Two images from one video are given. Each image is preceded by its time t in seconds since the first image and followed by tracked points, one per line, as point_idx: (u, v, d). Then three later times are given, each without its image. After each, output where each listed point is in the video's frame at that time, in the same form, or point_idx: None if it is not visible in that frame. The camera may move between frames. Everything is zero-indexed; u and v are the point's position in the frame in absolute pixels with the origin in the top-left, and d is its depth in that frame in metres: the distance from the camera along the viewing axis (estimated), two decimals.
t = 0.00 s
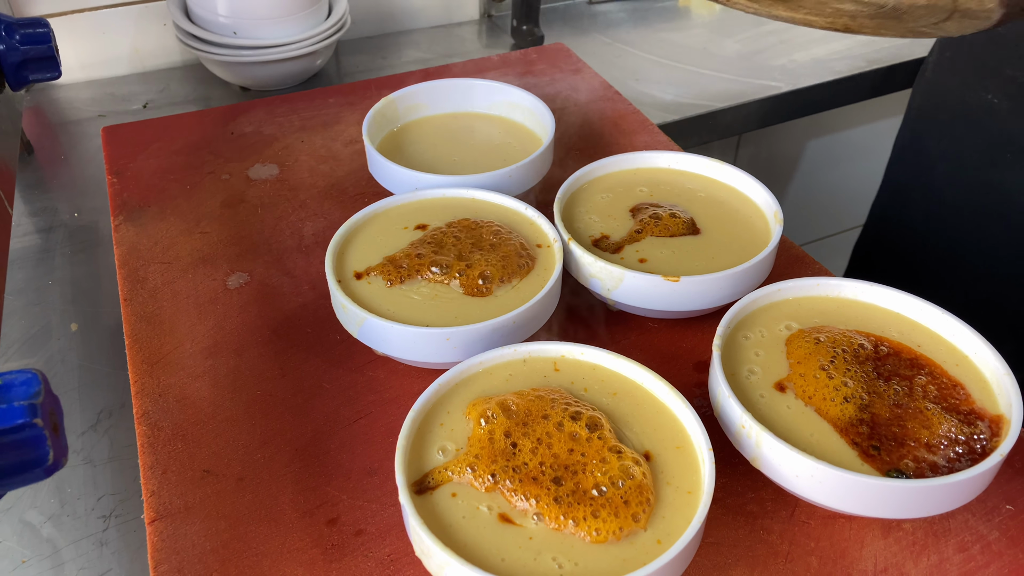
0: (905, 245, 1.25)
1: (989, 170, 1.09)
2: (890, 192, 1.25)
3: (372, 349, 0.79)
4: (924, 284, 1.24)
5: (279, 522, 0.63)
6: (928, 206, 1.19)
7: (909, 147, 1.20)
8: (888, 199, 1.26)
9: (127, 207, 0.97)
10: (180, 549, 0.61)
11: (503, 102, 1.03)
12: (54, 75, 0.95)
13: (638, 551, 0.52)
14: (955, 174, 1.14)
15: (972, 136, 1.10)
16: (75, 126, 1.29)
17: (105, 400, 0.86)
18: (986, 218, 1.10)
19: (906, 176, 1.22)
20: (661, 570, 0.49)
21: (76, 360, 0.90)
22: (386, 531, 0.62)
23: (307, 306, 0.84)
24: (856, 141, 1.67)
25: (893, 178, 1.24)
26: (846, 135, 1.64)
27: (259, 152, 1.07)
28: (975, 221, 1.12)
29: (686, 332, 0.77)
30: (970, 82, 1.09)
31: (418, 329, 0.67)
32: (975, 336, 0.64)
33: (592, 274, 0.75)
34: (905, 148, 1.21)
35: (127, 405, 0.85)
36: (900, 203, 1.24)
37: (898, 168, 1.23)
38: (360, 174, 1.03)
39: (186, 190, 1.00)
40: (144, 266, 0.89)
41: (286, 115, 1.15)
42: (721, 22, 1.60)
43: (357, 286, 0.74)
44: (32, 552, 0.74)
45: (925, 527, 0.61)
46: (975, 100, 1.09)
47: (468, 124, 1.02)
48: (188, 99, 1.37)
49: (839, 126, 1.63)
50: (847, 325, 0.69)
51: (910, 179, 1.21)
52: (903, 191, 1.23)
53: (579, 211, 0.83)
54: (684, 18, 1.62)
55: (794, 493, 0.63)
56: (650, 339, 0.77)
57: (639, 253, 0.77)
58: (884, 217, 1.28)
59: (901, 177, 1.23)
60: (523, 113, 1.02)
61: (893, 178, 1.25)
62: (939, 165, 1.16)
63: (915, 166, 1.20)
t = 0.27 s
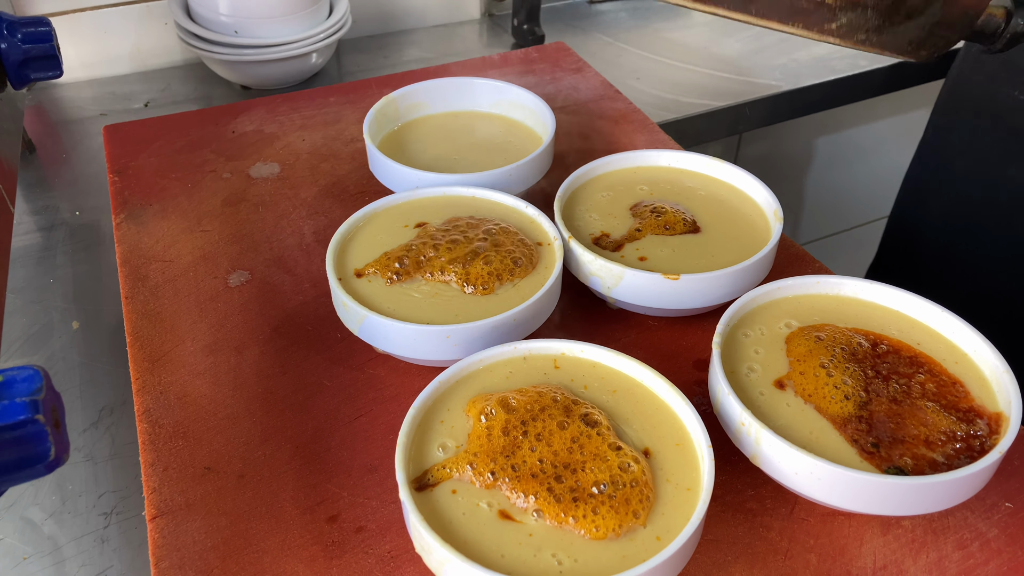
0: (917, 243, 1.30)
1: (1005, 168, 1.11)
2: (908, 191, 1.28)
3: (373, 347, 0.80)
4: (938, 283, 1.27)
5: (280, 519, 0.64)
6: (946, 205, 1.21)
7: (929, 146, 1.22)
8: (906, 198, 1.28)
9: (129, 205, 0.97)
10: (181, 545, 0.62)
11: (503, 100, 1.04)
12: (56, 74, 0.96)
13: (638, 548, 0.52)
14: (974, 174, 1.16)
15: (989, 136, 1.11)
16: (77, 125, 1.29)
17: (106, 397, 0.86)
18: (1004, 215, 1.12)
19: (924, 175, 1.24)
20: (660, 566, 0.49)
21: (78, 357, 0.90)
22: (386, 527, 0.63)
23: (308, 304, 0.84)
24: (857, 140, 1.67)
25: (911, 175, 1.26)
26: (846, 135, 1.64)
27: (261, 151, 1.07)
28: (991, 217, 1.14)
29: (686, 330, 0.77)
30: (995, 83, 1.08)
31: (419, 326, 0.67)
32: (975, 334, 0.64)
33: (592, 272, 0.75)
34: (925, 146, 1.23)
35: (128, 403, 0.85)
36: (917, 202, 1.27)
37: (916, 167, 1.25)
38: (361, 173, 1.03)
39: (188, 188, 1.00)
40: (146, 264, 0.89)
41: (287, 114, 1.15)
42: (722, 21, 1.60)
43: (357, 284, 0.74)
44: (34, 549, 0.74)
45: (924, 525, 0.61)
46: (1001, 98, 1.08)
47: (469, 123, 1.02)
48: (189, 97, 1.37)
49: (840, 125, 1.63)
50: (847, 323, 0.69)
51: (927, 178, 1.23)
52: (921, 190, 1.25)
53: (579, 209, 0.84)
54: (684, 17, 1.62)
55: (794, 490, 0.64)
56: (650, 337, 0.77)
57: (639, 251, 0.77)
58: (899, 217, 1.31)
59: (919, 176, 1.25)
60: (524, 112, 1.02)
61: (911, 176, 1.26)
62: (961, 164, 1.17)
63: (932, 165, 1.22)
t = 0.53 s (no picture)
0: (924, 245, 1.30)
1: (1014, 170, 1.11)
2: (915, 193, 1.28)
3: (376, 348, 0.80)
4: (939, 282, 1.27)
5: (285, 519, 0.64)
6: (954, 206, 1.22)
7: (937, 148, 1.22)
8: (913, 200, 1.29)
9: (133, 207, 0.98)
10: (186, 545, 0.62)
11: (505, 102, 1.04)
12: (60, 76, 0.96)
13: (640, 547, 0.53)
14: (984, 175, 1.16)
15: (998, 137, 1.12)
16: (79, 127, 1.30)
17: (110, 398, 0.87)
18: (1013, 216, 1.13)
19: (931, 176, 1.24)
20: (662, 566, 0.49)
21: (82, 358, 0.91)
22: (390, 527, 0.63)
23: (311, 305, 0.85)
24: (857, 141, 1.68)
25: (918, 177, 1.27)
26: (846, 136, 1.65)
27: (264, 153, 1.08)
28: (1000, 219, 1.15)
29: (687, 331, 0.78)
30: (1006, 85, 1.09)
31: (422, 327, 0.67)
32: (975, 335, 0.65)
33: (594, 274, 0.75)
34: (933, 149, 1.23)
35: (132, 403, 0.86)
36: (925, 204, 1.27)
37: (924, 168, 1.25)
38: (363, 174, 1.04)
39: (191, 190, 1.01)
40: (150, 266, 0.89)
41: (289, 116, 1.16)
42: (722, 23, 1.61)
43: (361, 285, 0.75)
44: (39, 549, 0.75)
45: (925, 524, 0.61)
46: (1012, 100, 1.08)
47: (471, 125, 1.03)
48: (191, 99, 1.37)
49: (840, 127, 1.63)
50: (848, 324, 0.69)
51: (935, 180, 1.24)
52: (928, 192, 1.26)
53: (581, 211, 0.84)
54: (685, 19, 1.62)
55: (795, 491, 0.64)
56: (652, 338, 0.77)
57: (641, 253, 0.78)
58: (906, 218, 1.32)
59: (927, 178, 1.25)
60: (526, 114, 1.02)
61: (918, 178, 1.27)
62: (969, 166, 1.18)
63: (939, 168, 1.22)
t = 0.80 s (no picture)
0: (917, 247, 1.30)
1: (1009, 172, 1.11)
2: (907, 196, 1.28)
3: (381, 348, 0.80)
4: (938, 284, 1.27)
5: (291, 518, 0.64)
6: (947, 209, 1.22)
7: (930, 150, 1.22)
8: (905, 203, 1.29)
9: (137, 207, 0.98)
10: (193, 544, 0.62)
11: (508, 103, 1.04)
12: (66, 77, 0.96)
13: (645, 546, 0.53)
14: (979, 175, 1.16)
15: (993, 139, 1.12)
16: (84, 128, 1.30)
17: (116, 397, 0.87)
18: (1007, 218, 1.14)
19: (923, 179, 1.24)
20: (667, 564, 0.50)
21: (87, 358, 0.91)
22: (396, 526, 0.63)
23: (316, 305, 0.85)
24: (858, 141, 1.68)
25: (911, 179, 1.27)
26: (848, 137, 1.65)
27: (268, 153, 1.08)
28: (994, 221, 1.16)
29: (691, 331, 0.78)
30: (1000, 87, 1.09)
31: (427, 327, 0.67)
32: (978, 335, 0.65)
33: (598, 274, 0.75)
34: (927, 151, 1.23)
35: (138, 403, 0.86)
36: (918, 207, 1.27)
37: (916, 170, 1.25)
38: (368, 175, 1.04)
39: (196, 191, 1.01)
40: (155, 266, 0.90)
41: (293, 116, 1.16)
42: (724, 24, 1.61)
43: (366, 285, 0.75)
44: (45, 547, 0.75)
45: (928, 524, 0.62)
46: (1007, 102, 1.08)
47: (474, 125, 1.03)
48: (195, 100, 1.38)
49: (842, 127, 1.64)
50: (851, 325, 0.70)
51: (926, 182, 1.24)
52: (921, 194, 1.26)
53: (585, 211, 0.84)
54: (687, 20, 1.62)
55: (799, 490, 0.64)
56: (656, 338, 0.78)
57: (645, 253, 0.78)
58: (898, 220, 1.32)
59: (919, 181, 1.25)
60: (529, 115, 1.03)
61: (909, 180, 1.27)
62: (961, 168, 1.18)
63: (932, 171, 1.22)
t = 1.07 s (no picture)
0: (907, 247, 1.29)
1: (997, 173, 1.12)
2: (896, 196, 1.28)
3: (385, 349, 0.80)
4: (932, 285, 1.27)
5: (295, 519, 0.64)
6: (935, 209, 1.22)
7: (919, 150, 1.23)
8: (895, 203, 1.29)
9: (141, 208, 0.98)
10: (198, 545, 0.63)
11: (512, 104, 1.04)
12: (70, 79, 0.97)
13: (650, 547, 0.53)
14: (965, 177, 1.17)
15: (981, 140, 1.12)
16: (87, 129, 1.30)
17: (120, 398, 0.87)
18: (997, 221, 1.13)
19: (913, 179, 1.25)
20: (672, 565, 0.50)
21: (91, 359, 0.91)
22: (400, 527, 0.63)
23: (320, 306, 0.85)
24: (860, 142, 1.68)
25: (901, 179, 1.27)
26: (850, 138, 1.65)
27: (271, 155, 1.08)
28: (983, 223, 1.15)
29: (695, 332, 0.78)
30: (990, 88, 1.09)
31: (432, 329, 0.67)
32: (981, 336, 0.65)
33: (602, 275, 0.76)
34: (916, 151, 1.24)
35: (142, 404, 0.86)
36: (907, 207, 1.27)
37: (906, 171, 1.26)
38: (371, 176, 1.04)
39: (199, 192, 1.01)
40: (159, 267, 0.90)
41: (296, 118, 1.16)
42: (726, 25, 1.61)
43: (370, 287, 0.75)
44: (50, 548, 0.75)
45: (933, 525, 0.62)
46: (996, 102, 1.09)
47: (477, 127, 1.03)
48: (198, 101, 1.38)
49: (843, 128, 1.64)
50: (855, 326, 0.70)
51: (916, 182, 1.24)
52: (910, 194, 1.26)
53: (588, 212, 0.84)
54: (689, 21, 1.63)
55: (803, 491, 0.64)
56: (660, 339, 0.78)
57: (649, 254, 0.78)
58: (887, 221, 1.32)
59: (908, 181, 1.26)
60: (532, 116, 1.03)
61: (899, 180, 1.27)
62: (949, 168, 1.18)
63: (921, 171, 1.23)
